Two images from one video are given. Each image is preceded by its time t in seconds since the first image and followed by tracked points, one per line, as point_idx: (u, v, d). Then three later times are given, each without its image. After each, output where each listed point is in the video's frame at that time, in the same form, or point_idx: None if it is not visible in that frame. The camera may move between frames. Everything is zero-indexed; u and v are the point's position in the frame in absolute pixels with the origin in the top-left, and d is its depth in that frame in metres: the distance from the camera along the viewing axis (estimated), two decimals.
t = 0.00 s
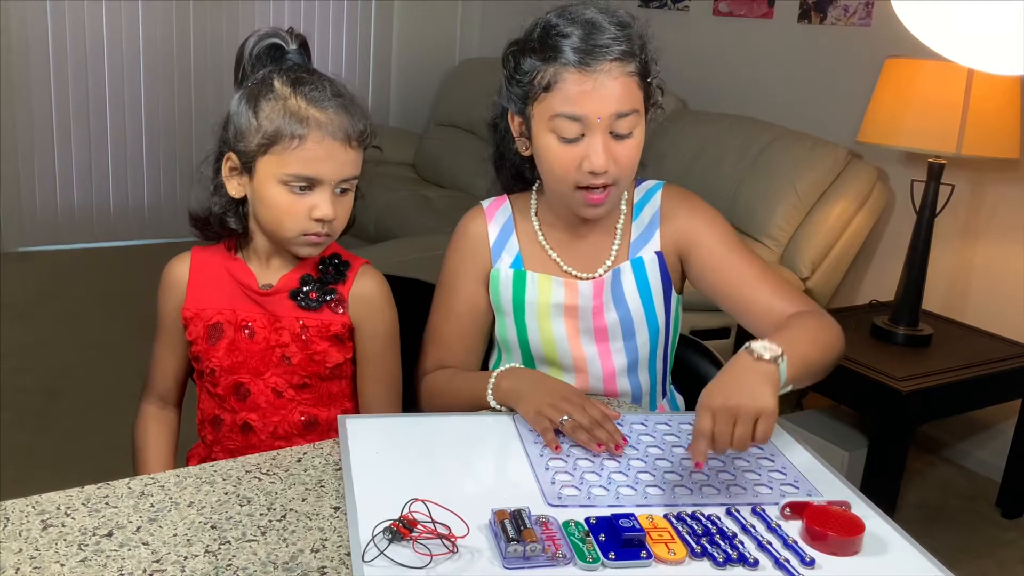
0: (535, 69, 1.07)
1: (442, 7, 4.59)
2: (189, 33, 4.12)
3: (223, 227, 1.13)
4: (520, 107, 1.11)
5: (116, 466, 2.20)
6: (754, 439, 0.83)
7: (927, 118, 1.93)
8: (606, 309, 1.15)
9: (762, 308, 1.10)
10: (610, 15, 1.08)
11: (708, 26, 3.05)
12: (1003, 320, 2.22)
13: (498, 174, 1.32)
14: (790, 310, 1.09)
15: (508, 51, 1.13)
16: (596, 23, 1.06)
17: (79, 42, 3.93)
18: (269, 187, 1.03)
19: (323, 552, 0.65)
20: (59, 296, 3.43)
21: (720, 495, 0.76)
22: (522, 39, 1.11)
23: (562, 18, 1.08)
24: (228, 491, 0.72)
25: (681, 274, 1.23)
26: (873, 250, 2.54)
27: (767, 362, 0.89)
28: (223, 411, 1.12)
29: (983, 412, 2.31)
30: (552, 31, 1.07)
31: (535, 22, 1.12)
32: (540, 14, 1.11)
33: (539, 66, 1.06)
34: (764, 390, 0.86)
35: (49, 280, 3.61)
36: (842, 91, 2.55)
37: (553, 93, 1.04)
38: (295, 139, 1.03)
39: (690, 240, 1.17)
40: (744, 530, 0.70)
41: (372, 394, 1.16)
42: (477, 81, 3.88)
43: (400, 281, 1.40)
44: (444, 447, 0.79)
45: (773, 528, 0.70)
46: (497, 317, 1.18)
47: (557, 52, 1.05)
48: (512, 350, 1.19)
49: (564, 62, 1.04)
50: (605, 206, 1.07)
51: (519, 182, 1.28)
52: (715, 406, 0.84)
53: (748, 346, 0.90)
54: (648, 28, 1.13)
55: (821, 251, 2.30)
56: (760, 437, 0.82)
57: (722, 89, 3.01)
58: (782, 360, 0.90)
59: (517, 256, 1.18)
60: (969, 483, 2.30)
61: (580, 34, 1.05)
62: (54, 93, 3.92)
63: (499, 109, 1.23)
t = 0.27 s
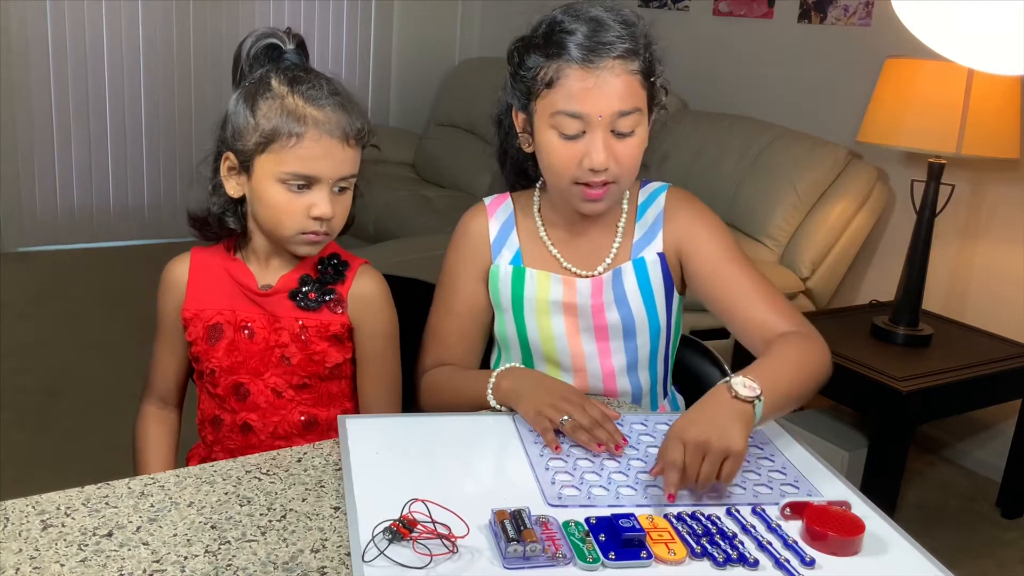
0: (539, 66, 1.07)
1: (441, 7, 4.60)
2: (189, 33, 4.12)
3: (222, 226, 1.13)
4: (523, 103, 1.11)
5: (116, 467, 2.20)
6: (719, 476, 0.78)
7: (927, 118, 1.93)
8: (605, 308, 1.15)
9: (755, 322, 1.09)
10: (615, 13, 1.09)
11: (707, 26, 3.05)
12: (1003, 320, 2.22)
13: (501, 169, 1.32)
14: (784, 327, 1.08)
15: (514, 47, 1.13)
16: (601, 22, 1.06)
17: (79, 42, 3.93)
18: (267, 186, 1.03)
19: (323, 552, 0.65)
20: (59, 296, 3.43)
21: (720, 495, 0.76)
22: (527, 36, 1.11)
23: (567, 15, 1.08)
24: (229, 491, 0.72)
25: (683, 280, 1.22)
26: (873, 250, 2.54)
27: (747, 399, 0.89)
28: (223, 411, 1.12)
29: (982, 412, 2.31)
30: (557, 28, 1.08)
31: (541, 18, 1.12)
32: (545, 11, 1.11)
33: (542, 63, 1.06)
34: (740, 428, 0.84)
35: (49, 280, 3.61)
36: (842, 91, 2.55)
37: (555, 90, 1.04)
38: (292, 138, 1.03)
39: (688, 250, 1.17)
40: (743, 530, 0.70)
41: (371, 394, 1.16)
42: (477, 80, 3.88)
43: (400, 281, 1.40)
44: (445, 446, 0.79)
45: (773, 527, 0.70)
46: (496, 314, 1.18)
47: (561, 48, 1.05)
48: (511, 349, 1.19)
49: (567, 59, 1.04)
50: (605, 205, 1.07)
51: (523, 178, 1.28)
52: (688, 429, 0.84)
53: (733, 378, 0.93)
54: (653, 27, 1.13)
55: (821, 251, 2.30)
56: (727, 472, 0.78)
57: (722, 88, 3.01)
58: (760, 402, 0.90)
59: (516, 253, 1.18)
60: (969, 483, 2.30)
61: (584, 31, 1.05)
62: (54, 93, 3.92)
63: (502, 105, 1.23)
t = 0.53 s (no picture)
0: (530, 66, 1.07)
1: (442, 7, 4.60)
2: (189, 34, 4.12)
3: (218, 226, 1.13)
4: (516, 104, 1.11)
5: (116, 467, 2.20)
6: (718, 467, 0.79)
7: (927, 118, 1.93)
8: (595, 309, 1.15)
9: (753, 333, 1.08)
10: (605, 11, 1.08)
11: (708, 26, 3.05)
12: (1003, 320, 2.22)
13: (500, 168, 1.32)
14: (781, 336, 1.06)
15: (507, 49, 1.13)
16: (591, 20, 1.06)
17: (79, 42, 3.93)
18: (262, 185, 1.04)
19: (323, 552, 0.65)
20: (59, 296, 3.43)
21: (721, 495, 0.76)
22: (519, 36, 1.11)
23: (557, 14, 1.08)
24: (229, 491, 0.72)
25: (680, 287, 1.20)
26: (873, 250, 2.54)
27: (748, 394, 0.90)
28: (222, 410, 1.12)
29: (982, 412, 2.31)
30: (547, 27, 1.07)
31: (531, 21, 1.12)
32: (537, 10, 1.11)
33: (533, 63, 1.06)
34: (741, 421, 0.85)
35: (49, 280, 3.61)
36: (842, 91, 2.55)
37: (546, 91, 1.04)
38: (286, 136, 1.03)
39: (684, 257, 1.15)
40: (744, 530, 0.70)
41: (370, 393, 1.16)
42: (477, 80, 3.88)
43: (400, 281, 1.40)
44: (443, 446, 0.80)
45: (773, 527, 0.70)
46: (490, 312, 1.19)
47: (551, 48, 1.05)
48: (504, 348, 1.19)
49: (557, 60, 1.04)
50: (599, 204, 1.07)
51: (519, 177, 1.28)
52: (689, 421, 0.85)
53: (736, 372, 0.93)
54: (643, 24, 1.13)
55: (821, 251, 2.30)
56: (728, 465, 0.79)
57: (722, 88, 3.01)
58: (761, 398, 0.90)
59: (511, 248, 1.18)
60: (969, 483, 2.30)
61: (574, 30, 1.05)
62: (53, 93, 3.92)
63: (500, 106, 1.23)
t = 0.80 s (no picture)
0: (527, 68, 1.06)
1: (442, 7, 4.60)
2: (189, 34, 4.12)
3: (215, 226, 1.13)
4: (512, 105, 1.11)
5: (116, 467, 2.20)
6: (697, 488, 0.76)
7: (927, 118, 1.93)
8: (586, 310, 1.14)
9: (744, 340, 1.07)
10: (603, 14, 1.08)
11: (708, 26, 3.05)
12: (1003, 320, 2.22)
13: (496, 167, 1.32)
14: (773, 344, 1.06)
15: (502, 49, 1.13)
16: (589, 23, 1.06)
17: (80, 42, 3.93)
18: (255, 184, 1.03)
19: (323, 552, 0.65)
20: (58, 296, 3.43)
21: (720, 495, 0.76)
22: (516, 37, 1.11)
23: (554, 16, 1.08)
24: (229, 491, 0.72)
25: (672, 290, 1.19)
26: (873, 250, 2.54)
27: (725, 415, 0.88)
28: (220, 410, 1.12)
29: (982, 412, 2.31)
30: (544, 29, 1.07)
31: (529, 20, 1.12)
32: (534, 12, 1.11)
33: (530, 65, 1.06)
34: (717, 443, 0.83)
35: (48, 280, 3.61)
36: (843, 91, 2.55)
37: (543, 93, 1.04)
38: (278, 135, 1.03)
39: (678, 260, 1.15)
40: (744, 530, 0.70)
41: (368, 392, 1.16)
42: (477, 80, 3.88)
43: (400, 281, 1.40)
44: (441, 446, 0.79)
45: (773, 527, 0.70)
46: (484, 312, 1.19)
47: (549, 50, 1.05)
48: (497, 349, 1.19)
49: (554, 62, 1.04)
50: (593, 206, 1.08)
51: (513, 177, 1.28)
52: (666, 443, 0.81)
53: (712, 394, 0.91)
54: (641, 27, 1.13)
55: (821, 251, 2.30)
56: (706, 486, 0.76)
57: (722, 88, 3.01)
58: (738, 419, 0.88)
59: (505, 248, 1.19)
60: (969, 483, 2.30)
61: (572, 33, 1.05)
62: (53, 94, 3.92)
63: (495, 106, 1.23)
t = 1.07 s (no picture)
0: (528, 71, 1.06)
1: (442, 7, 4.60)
2: (189, 34, 4.12)
3: (213, 228, 1.13)
4: (512, 107, 1.11)
5: (116, 467, 2.20)
6: (696, 488, 0.76)
7: (928, 118, 1.93)
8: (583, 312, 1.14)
9: (741, 339, 1.07)
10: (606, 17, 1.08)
11: (708, 26, 3.05)
12: (1003, 320, 2.22)
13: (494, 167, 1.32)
14: (771, 343, 1.06)
15: (503, 50, 1.13)
16: (592, 27, 1.06)
17: (80, 43, 3.93)
18: (254, 185, 1.03)
19: (323, 552, 0.65)
20: (58, 296, 3.43)
21: (720, 495, 0.76)
22: (517, 38, 1.11)
23: (557, 19, 1.08)
24: (229, 491, 0.72)
25: (669, 288, 1.19)
26: (873, 249, 2.54)
27: (721, 411, 0.88)
28: (220, 410, 1.12)
29: (982, 412, 2.31)
30: (546, 32, 1.07)
31: (531, 21, 1.12)
32: (537, 13, 1.11)
33: (532, 68, 1.06)
34: (714, 440, 0.83)
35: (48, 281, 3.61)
36: (843, 91, 2.55)
37: (544, 97, 1.04)
38: (275, 135, 1.03)
39: (673, 259, 1.15)
40: (744, 530, 0.70)
41: (368, 393, 1.16)
42: (477, 80, 3.88)
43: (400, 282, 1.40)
44: (441, 446, 0.80)
45: (773, 527, 0.70)
46: (481, 313, 1.19)
47: (551, 54, 1.05)
48: (495, 350, 1.19)
49: (557, 66, 1.04)
50: (590, 208, 1.08)
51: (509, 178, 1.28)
52: (664, 442, 0.81)
53: (708, 391, 0.92)
54: (644, 30, 1.12)
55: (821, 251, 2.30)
56: (705, 486, 0.76)
57: (722, 88, 3.01)
58: (735, 415, 0.88)
59: (501, 250, 1.18)
60: (969, 483, 2.30)
61: (575, 37, 1.05)
62: (53, 94, 3.92)
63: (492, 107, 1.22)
